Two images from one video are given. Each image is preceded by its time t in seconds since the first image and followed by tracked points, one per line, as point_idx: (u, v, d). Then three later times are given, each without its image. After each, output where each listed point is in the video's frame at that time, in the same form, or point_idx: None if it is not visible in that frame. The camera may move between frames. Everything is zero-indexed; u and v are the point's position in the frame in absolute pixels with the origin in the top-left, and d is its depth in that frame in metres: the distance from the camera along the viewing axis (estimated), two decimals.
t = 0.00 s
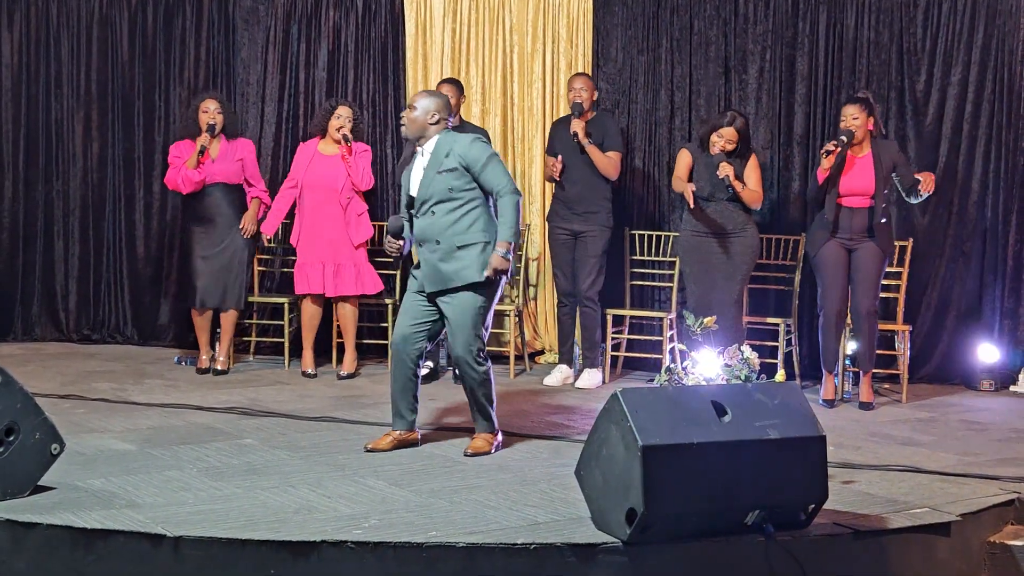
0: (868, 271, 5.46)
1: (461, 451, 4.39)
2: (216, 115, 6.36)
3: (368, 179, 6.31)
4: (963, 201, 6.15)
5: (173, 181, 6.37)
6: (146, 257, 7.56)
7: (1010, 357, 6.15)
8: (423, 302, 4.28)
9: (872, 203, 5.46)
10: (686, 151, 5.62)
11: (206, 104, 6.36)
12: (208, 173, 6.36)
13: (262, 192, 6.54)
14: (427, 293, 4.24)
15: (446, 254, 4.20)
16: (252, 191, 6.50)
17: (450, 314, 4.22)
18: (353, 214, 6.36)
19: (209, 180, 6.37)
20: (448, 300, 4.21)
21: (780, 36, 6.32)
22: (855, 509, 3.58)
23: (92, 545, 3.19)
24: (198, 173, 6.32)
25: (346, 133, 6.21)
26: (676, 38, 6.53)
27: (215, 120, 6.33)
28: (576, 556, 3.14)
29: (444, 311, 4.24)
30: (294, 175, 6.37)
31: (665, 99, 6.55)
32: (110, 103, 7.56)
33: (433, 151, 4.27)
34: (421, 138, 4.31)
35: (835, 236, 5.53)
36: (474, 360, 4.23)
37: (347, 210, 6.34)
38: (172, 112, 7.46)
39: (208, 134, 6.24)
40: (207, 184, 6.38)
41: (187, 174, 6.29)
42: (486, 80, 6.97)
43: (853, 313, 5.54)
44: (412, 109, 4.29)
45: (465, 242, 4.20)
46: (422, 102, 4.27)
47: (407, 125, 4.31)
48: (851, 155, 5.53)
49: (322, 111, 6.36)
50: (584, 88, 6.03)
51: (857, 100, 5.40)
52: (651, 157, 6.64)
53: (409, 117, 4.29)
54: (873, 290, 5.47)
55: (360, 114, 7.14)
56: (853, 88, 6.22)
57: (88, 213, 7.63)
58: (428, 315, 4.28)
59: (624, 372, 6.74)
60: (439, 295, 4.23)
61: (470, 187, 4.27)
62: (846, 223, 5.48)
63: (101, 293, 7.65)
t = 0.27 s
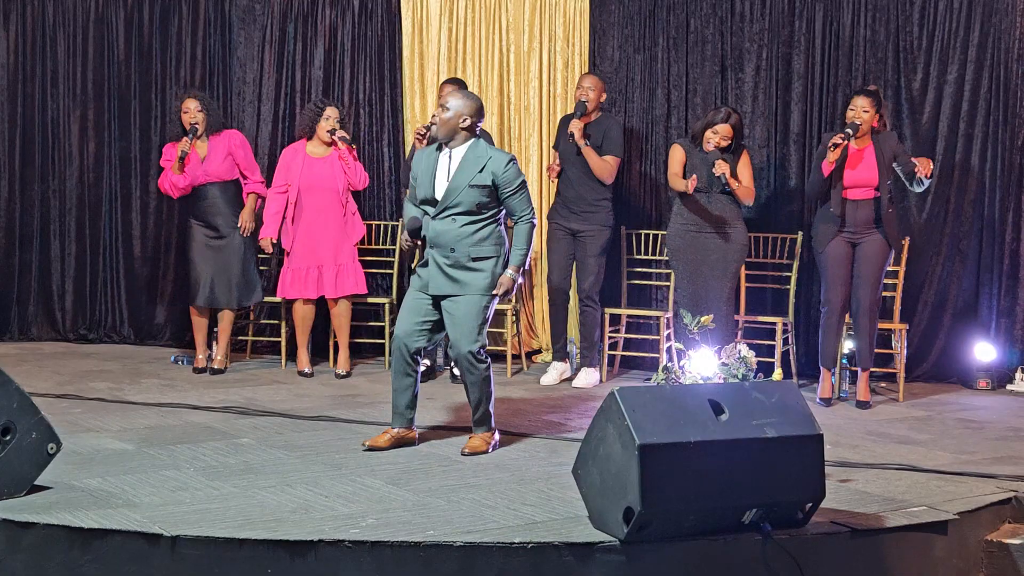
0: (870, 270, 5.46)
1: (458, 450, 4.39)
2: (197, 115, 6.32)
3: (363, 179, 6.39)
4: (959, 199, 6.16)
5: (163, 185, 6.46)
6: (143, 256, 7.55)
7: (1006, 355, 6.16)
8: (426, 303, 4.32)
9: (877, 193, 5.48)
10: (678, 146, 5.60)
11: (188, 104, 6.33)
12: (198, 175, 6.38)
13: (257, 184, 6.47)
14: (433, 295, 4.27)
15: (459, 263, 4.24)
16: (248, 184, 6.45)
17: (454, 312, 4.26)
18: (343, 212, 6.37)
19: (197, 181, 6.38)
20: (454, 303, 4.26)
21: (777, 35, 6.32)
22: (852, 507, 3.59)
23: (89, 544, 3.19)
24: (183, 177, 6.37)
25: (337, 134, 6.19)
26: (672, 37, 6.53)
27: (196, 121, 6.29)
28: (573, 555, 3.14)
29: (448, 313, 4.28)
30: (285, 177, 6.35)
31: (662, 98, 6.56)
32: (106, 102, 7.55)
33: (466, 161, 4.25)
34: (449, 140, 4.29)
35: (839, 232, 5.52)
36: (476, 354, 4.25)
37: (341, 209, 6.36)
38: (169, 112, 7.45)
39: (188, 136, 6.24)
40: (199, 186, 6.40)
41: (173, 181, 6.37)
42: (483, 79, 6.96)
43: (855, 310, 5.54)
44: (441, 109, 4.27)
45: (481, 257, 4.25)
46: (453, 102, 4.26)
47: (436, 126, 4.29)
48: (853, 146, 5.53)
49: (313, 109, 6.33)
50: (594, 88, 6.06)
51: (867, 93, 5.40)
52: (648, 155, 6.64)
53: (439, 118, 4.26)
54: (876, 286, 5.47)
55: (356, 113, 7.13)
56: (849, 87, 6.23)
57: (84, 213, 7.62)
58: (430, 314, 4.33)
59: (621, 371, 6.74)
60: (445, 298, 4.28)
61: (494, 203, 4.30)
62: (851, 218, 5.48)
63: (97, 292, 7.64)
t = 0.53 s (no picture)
0: (871, 271, 5.47)
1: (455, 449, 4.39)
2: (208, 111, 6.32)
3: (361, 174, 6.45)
4: (955, 198, 6.16)
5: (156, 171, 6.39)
6: (139, 255, 7.53)
7: (1002, 354, 6.17)
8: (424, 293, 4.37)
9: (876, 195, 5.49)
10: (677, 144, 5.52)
11: (200, 99, 6.33)
12: (197, 169, 6.36)
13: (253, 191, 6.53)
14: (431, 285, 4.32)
15: (458, 254, 4.29)
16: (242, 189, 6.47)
17: (453, 300, 4.33)
18: (342, 206, 6.37)
19: (195, 176, 6.37)
20: (453, 292, 4.32)
21: (773, 33, 6.32)
22: (849, 506, 3.59)
23: (85, 544, 3.18)
24: (179, 167, 6.32)
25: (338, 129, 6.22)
26: (668, 36, 6.53)
27: (206, 116, 6.29)
28: (571, 553, 3.14)
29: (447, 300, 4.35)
30: (285, 172, 6.26)
31: (659, 97, 6.55)
32: (102, 101, 7.54)
33: (466, 154, 4.29)
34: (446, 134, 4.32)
35: (841, 235, 5.53)
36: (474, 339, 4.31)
37: (341, 202, 6.36)
38: (164, 111, 7.43)
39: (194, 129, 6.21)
40: (194, 180, 6.38)
41: (169, 168, 6.30)
42: (479, 78, 6.96)
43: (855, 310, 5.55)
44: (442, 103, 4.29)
45: (477, 249, 4.32)
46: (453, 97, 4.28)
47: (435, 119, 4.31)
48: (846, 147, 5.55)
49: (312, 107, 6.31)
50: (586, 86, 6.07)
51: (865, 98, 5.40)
52: (644, 154, 6.64)
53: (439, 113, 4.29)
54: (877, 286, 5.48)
55: (352, 112, 7.13)
56: (845, 86, 6.23)
57: (79, 212, 7.61)
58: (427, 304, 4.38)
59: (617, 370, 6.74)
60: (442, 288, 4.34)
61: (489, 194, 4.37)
62: (853, 220, 5.48)
63: (93, 291, 7.63)
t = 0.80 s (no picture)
0: (864, 267, 5.48)
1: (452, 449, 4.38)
2: (223, 115, 6.29)
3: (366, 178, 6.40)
4: (952, 197, 6.17)
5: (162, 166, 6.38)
6: (135, 255, 7.52)
7: (998, 352, 6.17)
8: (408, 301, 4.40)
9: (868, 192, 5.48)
10: (675, 144, 5.54)
11: (218, 102, 6.28)
12: (202, 172, 6.35)
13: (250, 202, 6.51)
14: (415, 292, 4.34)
15: (439, 259, 4.30)
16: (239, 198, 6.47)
17: (433, 306, 4.31)
18: (347, 208, 6.37)
19: (197, 177, 6.36)
20: (434, 299, 4.31)
21: (770, 33, 6.33)
22: (846, 505, 3.59)
23: (82, 544, 3.17)
24: (185, 166, 6.32)
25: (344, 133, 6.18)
26: (665, 35, 6.53)
27: (220, 121, 6.26)
28: (569, 553, 3.14)
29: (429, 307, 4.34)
30: (291, 174, 6.30)
31: (655, 96, 6.55)
32: (98, 101, 7.52)
33: (439, 160, 4.34)
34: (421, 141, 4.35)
35: (835, 232, 5.52)
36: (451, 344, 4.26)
37: (345, 203, 6.35)
38: (160, 110, 7.42)
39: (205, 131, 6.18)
40: (195, 182, 6.38)
41: (175, 167, 6.30)
42: (475, 77, 6.95)
43: (852, 308, 5.56)
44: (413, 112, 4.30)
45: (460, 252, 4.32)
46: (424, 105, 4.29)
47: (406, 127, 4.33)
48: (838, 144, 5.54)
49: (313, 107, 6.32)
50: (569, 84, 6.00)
51: (851, 96, 5.34)
52: (640, 153, 6.64)
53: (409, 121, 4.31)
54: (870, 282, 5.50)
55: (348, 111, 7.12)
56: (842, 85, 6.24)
57: (75, 212, 7.59)
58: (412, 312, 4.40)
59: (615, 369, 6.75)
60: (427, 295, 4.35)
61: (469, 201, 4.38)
62: (845, 218, 5.48)
63: (89, 291, 7.62)
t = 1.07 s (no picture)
0: (859, 268, 5.47)
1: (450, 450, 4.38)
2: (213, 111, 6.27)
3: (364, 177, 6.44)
4: (949, 198, 6.18)
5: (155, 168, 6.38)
6: (133, 255, 7.52)
7: (995, 353, 6.17)
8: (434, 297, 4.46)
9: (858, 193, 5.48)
10: (672, 151, 5.48)
11: (207, 100, 6.27)
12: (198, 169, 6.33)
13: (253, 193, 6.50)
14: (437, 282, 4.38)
15: (452, 242, 4.31)
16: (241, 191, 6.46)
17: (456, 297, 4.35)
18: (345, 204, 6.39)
19: (194, 175, 6.35)
20: (456, 286, 4.34)
21: (767, 34, 6.33)
22: (845, 505, 3.60)
23: (81, 545, 3.17)
24: (178, 165, 6.31)
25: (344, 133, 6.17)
26: (663, 36, 6.54)
27: (210, 117, 6.24)
28: (568, 553, 3.14)
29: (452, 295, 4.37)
30: (286, 170, 6.26)
31: (653, 97, 6.56)
32: (96, 102, 7.52)
33: (426, 143, 4.34)
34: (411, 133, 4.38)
35: (824, 227, 5.60)
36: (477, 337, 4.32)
37: (344, 198, 6.37)
38: (158, 111, 7.41)
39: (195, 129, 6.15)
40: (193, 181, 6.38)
41: (168, 165, 6.28)
42: (474, 78, 6.95)
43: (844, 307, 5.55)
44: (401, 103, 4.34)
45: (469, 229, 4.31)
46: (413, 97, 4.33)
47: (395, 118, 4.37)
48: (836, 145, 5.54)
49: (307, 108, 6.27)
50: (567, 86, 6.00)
51: (840, 96, 5.37)
52: (638, 154, 6.65)
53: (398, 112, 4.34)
54: (865, 281, 5.48)
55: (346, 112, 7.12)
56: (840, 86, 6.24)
57: (72, 213, 7.59)
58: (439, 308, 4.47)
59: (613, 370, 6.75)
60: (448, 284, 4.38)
61: (466, 173, 4.37)
62: (836, 218, 5.53)
63: (86, 292, 7.61)
